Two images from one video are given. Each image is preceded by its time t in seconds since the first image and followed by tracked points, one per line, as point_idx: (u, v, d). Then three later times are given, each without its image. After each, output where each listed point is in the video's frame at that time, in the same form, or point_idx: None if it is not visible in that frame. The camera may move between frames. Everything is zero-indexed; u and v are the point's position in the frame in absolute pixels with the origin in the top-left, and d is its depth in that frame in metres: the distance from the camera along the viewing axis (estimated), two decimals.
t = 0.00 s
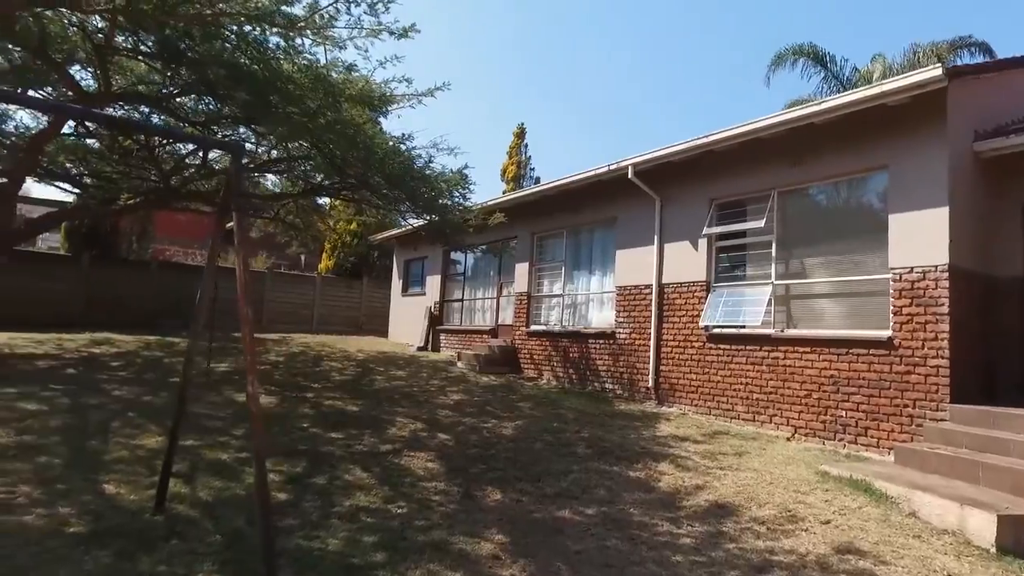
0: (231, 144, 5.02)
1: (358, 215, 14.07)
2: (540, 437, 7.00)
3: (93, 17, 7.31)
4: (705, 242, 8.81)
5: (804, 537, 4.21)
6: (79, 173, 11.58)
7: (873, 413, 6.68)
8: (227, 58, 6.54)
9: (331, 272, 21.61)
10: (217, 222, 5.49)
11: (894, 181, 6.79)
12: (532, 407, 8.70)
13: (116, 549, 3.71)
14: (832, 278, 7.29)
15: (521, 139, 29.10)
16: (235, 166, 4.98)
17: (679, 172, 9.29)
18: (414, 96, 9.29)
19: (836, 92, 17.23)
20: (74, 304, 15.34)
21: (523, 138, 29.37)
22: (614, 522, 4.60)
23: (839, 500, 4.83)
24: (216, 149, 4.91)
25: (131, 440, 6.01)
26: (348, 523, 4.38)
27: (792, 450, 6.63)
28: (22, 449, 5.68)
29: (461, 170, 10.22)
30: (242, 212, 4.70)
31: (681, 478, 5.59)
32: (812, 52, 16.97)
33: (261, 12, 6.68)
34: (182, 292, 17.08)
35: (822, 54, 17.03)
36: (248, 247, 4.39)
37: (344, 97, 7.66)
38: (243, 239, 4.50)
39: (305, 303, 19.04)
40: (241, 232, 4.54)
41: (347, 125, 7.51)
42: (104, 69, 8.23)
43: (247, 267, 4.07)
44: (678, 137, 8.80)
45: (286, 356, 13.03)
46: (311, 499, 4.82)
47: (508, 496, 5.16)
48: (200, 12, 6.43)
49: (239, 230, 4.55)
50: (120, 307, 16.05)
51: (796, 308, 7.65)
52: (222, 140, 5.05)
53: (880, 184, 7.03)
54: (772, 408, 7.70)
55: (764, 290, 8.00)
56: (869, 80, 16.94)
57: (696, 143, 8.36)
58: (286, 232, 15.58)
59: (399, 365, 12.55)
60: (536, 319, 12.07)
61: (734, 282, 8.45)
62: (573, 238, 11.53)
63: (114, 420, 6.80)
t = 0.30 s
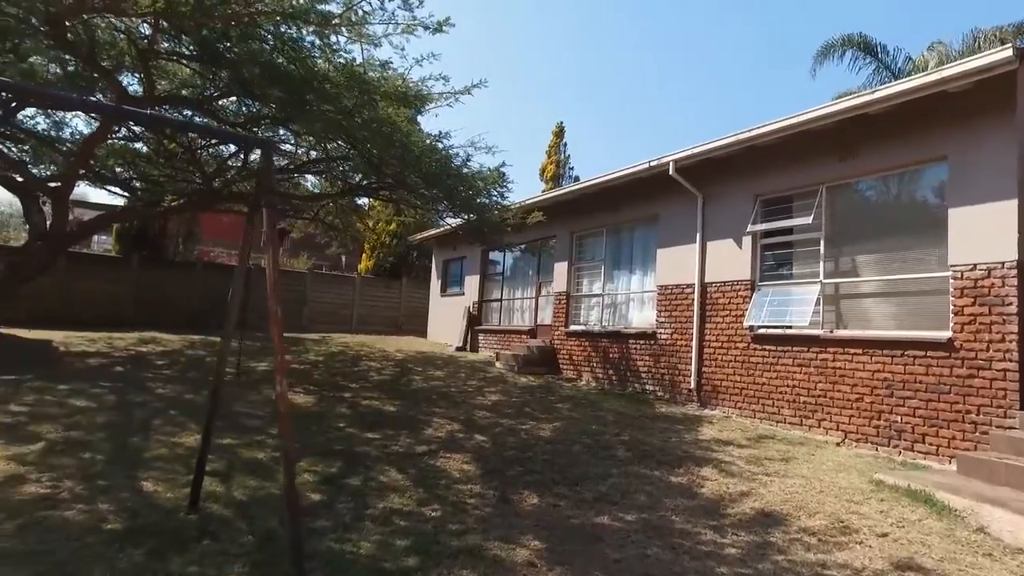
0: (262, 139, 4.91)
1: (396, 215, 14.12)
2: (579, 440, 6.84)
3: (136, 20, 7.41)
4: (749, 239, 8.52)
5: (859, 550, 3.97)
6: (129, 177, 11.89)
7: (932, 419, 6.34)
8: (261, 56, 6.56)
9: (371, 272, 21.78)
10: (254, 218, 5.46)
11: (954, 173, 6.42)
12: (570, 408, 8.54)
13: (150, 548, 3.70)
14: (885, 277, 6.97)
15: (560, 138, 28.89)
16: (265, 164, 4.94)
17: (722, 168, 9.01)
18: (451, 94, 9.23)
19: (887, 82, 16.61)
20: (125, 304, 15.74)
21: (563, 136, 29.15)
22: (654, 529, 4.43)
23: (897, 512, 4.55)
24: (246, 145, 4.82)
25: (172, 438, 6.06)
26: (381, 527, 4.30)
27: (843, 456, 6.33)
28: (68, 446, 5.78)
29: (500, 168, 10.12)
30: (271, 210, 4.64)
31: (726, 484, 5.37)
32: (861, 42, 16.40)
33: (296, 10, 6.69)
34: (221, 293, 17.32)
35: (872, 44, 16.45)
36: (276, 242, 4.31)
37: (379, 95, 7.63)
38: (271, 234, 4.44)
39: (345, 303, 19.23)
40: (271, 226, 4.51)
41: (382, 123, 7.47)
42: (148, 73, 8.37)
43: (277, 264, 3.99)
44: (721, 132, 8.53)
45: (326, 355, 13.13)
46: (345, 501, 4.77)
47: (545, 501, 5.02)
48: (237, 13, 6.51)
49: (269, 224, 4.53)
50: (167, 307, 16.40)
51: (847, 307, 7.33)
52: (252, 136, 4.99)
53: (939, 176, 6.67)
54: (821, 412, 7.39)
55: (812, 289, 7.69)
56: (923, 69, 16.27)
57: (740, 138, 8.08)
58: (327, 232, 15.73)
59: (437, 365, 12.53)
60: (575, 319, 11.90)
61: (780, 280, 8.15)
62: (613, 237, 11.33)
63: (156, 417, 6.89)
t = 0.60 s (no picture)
0: (277, 131, 4.52)
1: (424, 215, 14.08)
2: (608, 443, 6.65)
3: (161, 21, 7.41)
4: (784, 236, 8.24)
5: (907, 565, 3.73)
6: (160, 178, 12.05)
7: (982, 424, 5.99)
8: (283, 52, 6.61)
9: (399, 272, 21.82)
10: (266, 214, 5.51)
11: (1005, 164, 6.09)
12: (599, 410, 8.36)
13: (166, 550, 3.63)
14: (929, 274, 6.65)
15: (589, 136, 28.66)
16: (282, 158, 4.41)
17: (756, 162, 8.73)
18: (477, 91, 9.12)
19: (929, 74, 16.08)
20: (158, 304, 15.97)
21: (592, 135, 28.92)
22: (686, 538, 4.23)
23: (948, 524, 4.29)
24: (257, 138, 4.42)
25: (196, 437, 6.04)
26: (403, 531, 4.18)
27: (886, 462, 6.03)
28: (94, 443, 5.78)
29: (526, 164, 9.99)
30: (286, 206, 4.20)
31: (761, 490, 5.15)
32: (901, 32, 15.92)
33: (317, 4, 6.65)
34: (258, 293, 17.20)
35: (912, 34, 15.96)
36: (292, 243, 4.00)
37: (403, 90, 7.53)
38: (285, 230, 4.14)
39: (374, 303, 19.28)
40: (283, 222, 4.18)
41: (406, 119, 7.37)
42: (176, 75, 8.42)
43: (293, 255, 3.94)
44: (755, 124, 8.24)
45: (354, 355, 13.14)
46: (367, 504, 4.66)
47: (572, 506, 4.86)
48: (259, 9, 6.58)
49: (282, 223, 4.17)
50: (198, 306, 16.58)
51: (889, 306, 7.02)
52: (266, 127, 4.56)
53: (988, 167, 6.33)
54: (861, 415, 7.09)
55: (851, 288, 7.39)
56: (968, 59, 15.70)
57: (776, 130, 7.79)
58: (354, 232, 15.77)
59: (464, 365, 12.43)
60: (604, 319, 11.69)
61: (817, 278, 7.86)
62: (642, 235, 11.10)
63: (183, 416, 6.89)
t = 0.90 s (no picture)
0: (297, 130, 4.40)
1: (454, 214, 13.99)
2: (641, 447, 6.43)
3: (189, 20, 7.38)
4: (826, 234, 7.90)
5: None
6: (194, 180, 12.17)
7: None
8: (309, 49, 6.58)
9: (431, 272, 21.80)
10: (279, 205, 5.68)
11: None
12: (632, 413, 8.14)
13: (184, 556, 3.54)
14: (983, 273, 6.29)
15: (621, 134, 28.29)
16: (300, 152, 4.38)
17: (795, 157, 8.41)
18: (507, 88, 8.97)
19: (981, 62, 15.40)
20: (193, 304, 16.17)
21: (624, 133, 28.54)
22: (725, 551, 4.01)
23: (1012, 543, 3.99)
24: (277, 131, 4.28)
25: (223, 439, 6.00)
26: (427, 540, 4.04)
27: (938, 472, 5.69)
28: (123, 443, 5.76)
29: (557, 161, 9.82)
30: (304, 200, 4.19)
31: (803, 500, 4.88)
32: (951, 19, 15.28)
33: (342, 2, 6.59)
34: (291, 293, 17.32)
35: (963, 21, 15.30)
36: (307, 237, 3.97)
37: (431, 86, 7.39)
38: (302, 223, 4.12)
39: (405, 303, 19.27)
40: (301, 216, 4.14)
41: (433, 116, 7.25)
42: (206, 75, 8.43)
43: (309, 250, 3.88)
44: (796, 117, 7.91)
45: (385, 356, 13.11)
46: (391, 510, 4.53)
47: (604, 514, 4.66)
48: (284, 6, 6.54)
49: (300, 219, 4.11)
50: (233, 307, 16.79)
51: (940, 307, 6.66)
52: (284, 120, 4.43)
53: None
54: (910, 421, 6.74)
55: (897, 288, 7.04)
56: None
57: (818, 123, 7.46)
58: (385, 233, 15.76)
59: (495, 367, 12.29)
60: (638, 319, 11.44)
61: (861, 278, 7.51)
62: (677, 233, 10.81)
63: (212, 417, 6.88)
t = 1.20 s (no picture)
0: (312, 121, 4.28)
1: (480, 213, 13.92)
2: (670, 451, 6.25)
3: (214, 20, 7.35)
4: (862, 231, 7.63)
5: None
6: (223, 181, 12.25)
7: None
8: (331, 48, 6.56)
9: (457, 272, 21.75)
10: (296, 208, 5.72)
11: None
12: (660, 415, 7.94)
13: (201, 560, 3.49)
14: None
15: (649, 131, 27.98)
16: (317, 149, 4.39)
17: (829, 152, 8.15)
18: (532, 85, 8.86)
19: None
20: (223, 304, 16.34)
21: (652, 131, 28.20)
22: (758, 562, 3.83)
23: None
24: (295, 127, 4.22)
25: (246, 439, 5.96)
26: (449, 546, 3.94)
27: (984, 481, 5.43)
28: (148, 442, 5.75)
29: (583, 159, 9.67)
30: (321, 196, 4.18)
31: (841, 508, 4.67)
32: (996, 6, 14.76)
33: None
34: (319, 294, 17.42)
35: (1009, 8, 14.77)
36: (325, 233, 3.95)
37: (455, 82, 7.32)
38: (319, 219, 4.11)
39: (431, 303, 19.25)
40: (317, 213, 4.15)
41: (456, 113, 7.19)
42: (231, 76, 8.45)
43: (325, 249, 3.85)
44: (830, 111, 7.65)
45: (411, 356, 13.08)
46: (412, 514, 4.44)
47: (631, 521, 4.51)
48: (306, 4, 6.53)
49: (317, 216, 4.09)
50: (261, 307, 16.95)
51: (986, 307, 6.38)
52: (302, 116, 4.35)
53: None
54: (953, 427, 6.45)
55: (939, 286, 6.75)
56: None
57: (854, 116, 7.20)
58: (411, 233, 15.75)
59: (522, 367, 12.17)
60: (666, 320, 11.23)
61: (900, 276, 7.23)
62: (706, 231, 10.58)
63: (236, 417, 6.86)
